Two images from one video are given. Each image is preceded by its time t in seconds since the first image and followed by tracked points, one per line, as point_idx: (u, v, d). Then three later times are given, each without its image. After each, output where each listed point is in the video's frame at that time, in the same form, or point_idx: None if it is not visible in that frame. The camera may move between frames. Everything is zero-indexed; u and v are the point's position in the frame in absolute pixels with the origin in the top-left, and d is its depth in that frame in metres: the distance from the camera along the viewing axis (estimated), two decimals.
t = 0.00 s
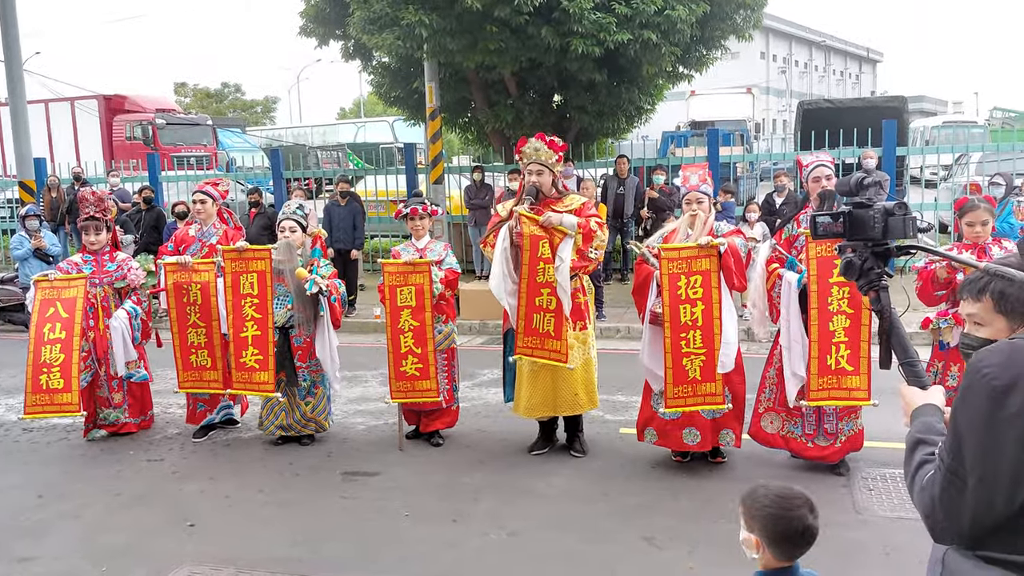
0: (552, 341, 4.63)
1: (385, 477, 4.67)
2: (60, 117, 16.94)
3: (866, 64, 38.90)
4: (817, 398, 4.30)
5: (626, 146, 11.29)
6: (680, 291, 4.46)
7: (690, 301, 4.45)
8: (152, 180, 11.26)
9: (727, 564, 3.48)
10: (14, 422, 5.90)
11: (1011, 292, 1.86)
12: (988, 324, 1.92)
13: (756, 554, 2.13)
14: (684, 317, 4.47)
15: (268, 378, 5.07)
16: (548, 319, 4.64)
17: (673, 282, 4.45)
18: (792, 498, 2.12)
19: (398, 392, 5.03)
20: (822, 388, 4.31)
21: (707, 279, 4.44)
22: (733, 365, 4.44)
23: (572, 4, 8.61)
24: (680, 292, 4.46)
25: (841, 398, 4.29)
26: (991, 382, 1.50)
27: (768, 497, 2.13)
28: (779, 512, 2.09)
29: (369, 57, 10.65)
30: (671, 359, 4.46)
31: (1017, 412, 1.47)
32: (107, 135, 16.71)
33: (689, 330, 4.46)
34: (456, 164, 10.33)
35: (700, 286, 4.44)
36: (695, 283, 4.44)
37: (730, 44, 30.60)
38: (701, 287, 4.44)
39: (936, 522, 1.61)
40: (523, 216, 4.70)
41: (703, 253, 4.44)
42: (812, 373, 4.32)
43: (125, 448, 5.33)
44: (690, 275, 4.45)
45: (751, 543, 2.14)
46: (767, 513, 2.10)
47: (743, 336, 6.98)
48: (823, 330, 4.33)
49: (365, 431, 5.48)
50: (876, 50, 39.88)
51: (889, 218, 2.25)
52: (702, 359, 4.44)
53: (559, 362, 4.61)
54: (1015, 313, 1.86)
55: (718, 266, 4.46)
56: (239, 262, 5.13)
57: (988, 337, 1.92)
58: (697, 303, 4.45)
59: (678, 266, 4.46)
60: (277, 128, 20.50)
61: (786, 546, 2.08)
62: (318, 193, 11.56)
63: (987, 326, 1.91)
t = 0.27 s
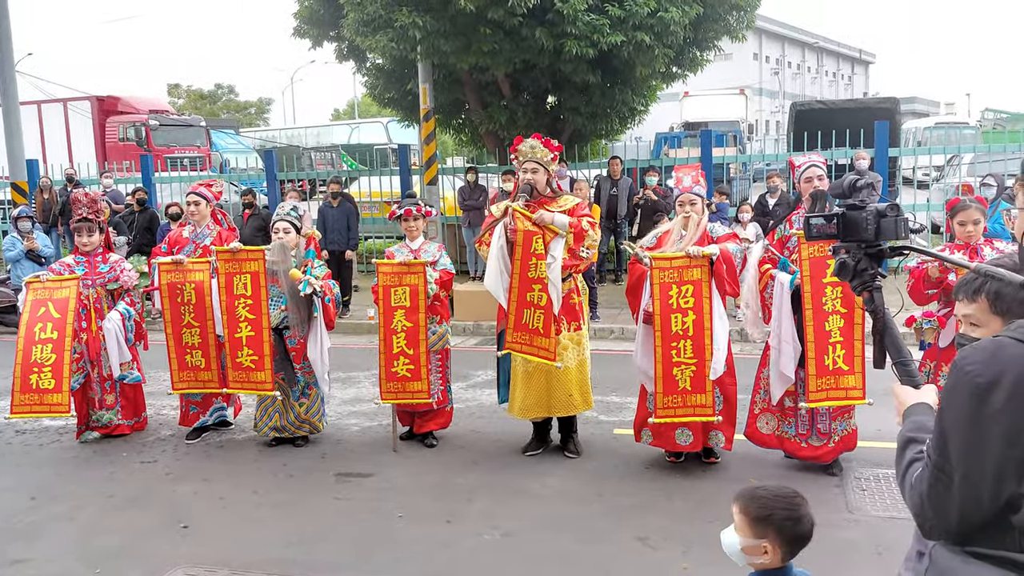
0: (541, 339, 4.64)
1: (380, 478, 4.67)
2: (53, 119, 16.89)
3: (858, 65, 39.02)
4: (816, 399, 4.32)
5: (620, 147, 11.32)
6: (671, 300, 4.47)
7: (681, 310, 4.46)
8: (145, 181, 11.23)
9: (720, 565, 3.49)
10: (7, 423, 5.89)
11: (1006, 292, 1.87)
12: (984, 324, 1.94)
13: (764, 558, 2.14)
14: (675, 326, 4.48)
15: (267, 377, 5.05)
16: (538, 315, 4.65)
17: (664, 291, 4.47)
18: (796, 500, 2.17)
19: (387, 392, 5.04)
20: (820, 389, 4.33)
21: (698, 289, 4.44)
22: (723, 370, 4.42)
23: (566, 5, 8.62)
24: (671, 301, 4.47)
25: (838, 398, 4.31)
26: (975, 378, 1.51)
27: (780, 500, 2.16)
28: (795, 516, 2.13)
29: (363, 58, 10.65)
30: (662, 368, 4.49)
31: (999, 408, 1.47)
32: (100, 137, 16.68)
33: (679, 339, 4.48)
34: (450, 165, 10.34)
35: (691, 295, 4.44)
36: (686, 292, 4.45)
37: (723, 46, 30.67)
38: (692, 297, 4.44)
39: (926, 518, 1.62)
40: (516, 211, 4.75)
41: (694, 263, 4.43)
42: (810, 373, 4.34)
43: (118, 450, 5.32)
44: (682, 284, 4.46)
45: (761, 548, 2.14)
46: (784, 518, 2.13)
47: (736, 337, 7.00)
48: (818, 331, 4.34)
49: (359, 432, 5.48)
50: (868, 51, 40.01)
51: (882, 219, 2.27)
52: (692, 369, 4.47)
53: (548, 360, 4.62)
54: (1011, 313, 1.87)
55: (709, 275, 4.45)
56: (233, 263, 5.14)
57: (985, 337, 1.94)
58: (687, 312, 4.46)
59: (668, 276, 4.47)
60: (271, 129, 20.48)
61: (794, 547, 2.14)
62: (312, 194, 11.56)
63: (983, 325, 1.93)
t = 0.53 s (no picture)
0: (539, 339, 4.64)
1: (375, 480, 4.67)
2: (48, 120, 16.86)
3: (853, 66, 39.10)
4: (810, 400, 4.31)
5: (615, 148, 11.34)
6: (665, 300, 4.48)
7: (675, 309, 4.48)
8: (141, 183, 11.21)
9: (715, 565, 3.49)
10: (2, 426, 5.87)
11: (1001, 292, 1.88)
12: (980, 324, 1.97)
13: (763, 560, 2.15)
14: (668, 325, 4.49)
15: (262, 379, 5.09)
16: (535, 316, 4.65)
17: (659, 289, 4.49)
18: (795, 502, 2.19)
19: (381, 395, 5.02)
20: (814, 390, 4.33)
21: (693, 289, 4.46)
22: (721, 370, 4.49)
23: (562, 6, 8.64)
24: (665, 300, 4.49)
25: (833, 398, 4.31)
26: (962, 377, 1.51)
27: (782, 503, 2.16)
28: (797, 519, 2.15)
29: (359, 60, 10.65)
30: (656, 367, 4.49)
31: (985, 406, 1.48)
32: (95, 138, 16.64)
33: (673, 339, 4.49)
34: (445, 166, 10.34)
35: (685, 294, 4.46)
36: (681, 291, 4.47)
37: (718, 47, 30.71)
38: (686, 296, 4.46)
39: (916, 517, 1.62)
40: (514, 211, 4.71)
41: (688, 263, 4.46)
42: (804, 373, 4.34)
43: (113, 452, 5.30)
44: (676, 283, 4.48)
45: (761, 550, 2.14)
46: (787, 521, 2.14)
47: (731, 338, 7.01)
48: (812, 332, 4.34)
49: (354, 434, 5.47)
50: (864, 53, 40.08)
51: (879, 219, 2.28)
52: (686, 368, 4.47)
53: (546, 361, 4.62)
54: (1006, 312, 1.89)
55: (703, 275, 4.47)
56: (228, 265, 5.13)
57: (979, 336, 1.98)
58: (681, 311, 4.47)
59: (663, 275, 4.49)
60: (266, 131, 20.46)
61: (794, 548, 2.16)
62: (307, 196, 11.54)
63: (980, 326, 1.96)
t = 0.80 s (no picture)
0: (546, 332, 4.63)
1: (374, 483, 4.67)
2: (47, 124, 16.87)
3: (852, 70, 39.15)
4: (803, 403, 4.32)
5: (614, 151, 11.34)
6: (664, 299, 4.48)
7: (673, 309, 4.47)
8: (140, 186, 11.22)
9: (714, 568, 3.50)
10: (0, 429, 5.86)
11: (1000, 294, 1.88)
12: (978, 325, 1.95)
13: (758, 564, 2.15)
14: (666, 325, 4.48)
15: (259, 382, 5.09)
16: (541, 309, 4.64)
17: (657, 289, 4.48)
18: (790, 506, 2.18)
19: (383, 396, 5.05)
20: (807, 393, 4.33)
21: (690, 288, 4.46)
22: (717, 372, 4.54)
23: (561, 9, 8.65)
24: (664, 300, 4.48)
25: (827, 402, 4.31)
26: (957, 377, 1.52)
27: (775, 508, 2.16)
28: (790, 523, 2.14)
29: (358, 63, 10.66)
30: (654, 366, 4.48)
31: (981, 406, 1.48)
32: (94, 141, 16.65)
33: (672, 338, 4.48)
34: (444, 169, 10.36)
35: (683, 294, 4.46)
36: (679, 291, 4.47)
37: (717, 50, 30.74)
38: (684, 296, 4.46)
39: (914, 518, 1.63)
40: (514, 205, 4.72)
41: (685, 262, 4.47)
42: (797, 377, 4.36)
43: (112, 455, 5.30)
44: (674, 283, 4.47)
45: (754, 555, 2.15)
46: (779, 526, 2.13)
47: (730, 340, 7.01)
48: (807, 335, 4.35)
49: (353, 436, 5.48)
50: (862, 56, 40.13)
51: (880, 222, 2.29)
52: (684, 368, 4.46)
53: (553, 354, 4.62)
54: (1007, 314, 1.89)
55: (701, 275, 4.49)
56: (225, 267, 5.13)
57: (977, 337, 1.96)
58: (680, 311, 4.46)
59: (661, 275, 4.49)
60: (266, 134, 20.47)
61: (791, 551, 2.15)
62: (307, 199, 11.55)
63: (978, 326, 1.94)
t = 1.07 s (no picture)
0: (550, 332, 4.63)
1: (374, 485, 4.67)
2: (48, 126, 16.89)
3: (853, 72, 39.16)
4: (800, 405, 4.33)
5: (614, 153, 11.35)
6: (663, 301, 4.47)
7: (673, 311, 4.47)
8: (141, 189, 11.23)
9: (713, 570, 3.49)
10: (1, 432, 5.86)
11: (1003, 295, 1.89)
12: (981, 327, 1.95)
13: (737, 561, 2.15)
14: (666, 327, 4.48)
15: (256, 386, 5.09)
16: (545, 308, 4.63)
17: (656, 291, 4.48)
18: (778, 509, 2.13)
19: (389, 396, 5.05)
20: (803, 396, 4.34)
21: (689, 290, 4.47)
22: (715, 372, 4.54)
23: (562, 11, 8.66)
24: (663, 302, 4.48)
25: (823, 405, 4.31)
26: (956, 379, 1.52)
27: (756, 510, 2.12)
28: (770, 526, 2.09)
29: (358, 66, 10.67)
30: (654, 369, 4.47)
31: (978, 408, 1.48)
32: (95, 144, 16.67)
33: (672, 340, 4.47)
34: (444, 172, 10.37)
35: (683, 296, 4.46)
36: (677, 293, 4.47)
37: (717, 53, 30.76)
38: (683, 298, 4.46)
39: (917, 521, 1.63)
40: (513, 207, 4.71)
41: (683, 264, 4.47)
42: (794, 380, 4.35)
43: (112, 457, 5.30)
44: (673, 285, 4.47)
45: (736, 555, 2.15)
46: (758, 527, 2.10)
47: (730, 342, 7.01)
48: (804, 337, 4.36)
49: (353, 438, 5.48)
50: (863, 59, 40.14)
51: (883, 226, 2.33)
52: (684, 370, 4.47)
53: (557, 355, 4.61)
54: (1009, 316, 1.89)
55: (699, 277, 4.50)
56: (225, 271, 5.13)
57: (979, 340, 1.96)
58: (680, 313, 4.47)
59: (660, 277, 4.48)
60: (266, 136, 20.49)
61: (779, 557, 2.09)
62: (307, 201, 11.56)
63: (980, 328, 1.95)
